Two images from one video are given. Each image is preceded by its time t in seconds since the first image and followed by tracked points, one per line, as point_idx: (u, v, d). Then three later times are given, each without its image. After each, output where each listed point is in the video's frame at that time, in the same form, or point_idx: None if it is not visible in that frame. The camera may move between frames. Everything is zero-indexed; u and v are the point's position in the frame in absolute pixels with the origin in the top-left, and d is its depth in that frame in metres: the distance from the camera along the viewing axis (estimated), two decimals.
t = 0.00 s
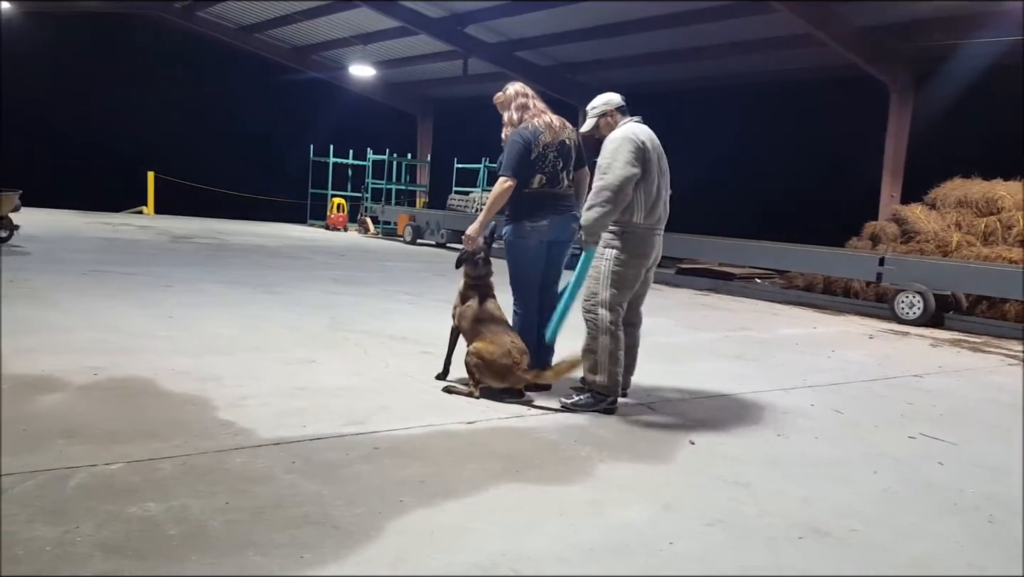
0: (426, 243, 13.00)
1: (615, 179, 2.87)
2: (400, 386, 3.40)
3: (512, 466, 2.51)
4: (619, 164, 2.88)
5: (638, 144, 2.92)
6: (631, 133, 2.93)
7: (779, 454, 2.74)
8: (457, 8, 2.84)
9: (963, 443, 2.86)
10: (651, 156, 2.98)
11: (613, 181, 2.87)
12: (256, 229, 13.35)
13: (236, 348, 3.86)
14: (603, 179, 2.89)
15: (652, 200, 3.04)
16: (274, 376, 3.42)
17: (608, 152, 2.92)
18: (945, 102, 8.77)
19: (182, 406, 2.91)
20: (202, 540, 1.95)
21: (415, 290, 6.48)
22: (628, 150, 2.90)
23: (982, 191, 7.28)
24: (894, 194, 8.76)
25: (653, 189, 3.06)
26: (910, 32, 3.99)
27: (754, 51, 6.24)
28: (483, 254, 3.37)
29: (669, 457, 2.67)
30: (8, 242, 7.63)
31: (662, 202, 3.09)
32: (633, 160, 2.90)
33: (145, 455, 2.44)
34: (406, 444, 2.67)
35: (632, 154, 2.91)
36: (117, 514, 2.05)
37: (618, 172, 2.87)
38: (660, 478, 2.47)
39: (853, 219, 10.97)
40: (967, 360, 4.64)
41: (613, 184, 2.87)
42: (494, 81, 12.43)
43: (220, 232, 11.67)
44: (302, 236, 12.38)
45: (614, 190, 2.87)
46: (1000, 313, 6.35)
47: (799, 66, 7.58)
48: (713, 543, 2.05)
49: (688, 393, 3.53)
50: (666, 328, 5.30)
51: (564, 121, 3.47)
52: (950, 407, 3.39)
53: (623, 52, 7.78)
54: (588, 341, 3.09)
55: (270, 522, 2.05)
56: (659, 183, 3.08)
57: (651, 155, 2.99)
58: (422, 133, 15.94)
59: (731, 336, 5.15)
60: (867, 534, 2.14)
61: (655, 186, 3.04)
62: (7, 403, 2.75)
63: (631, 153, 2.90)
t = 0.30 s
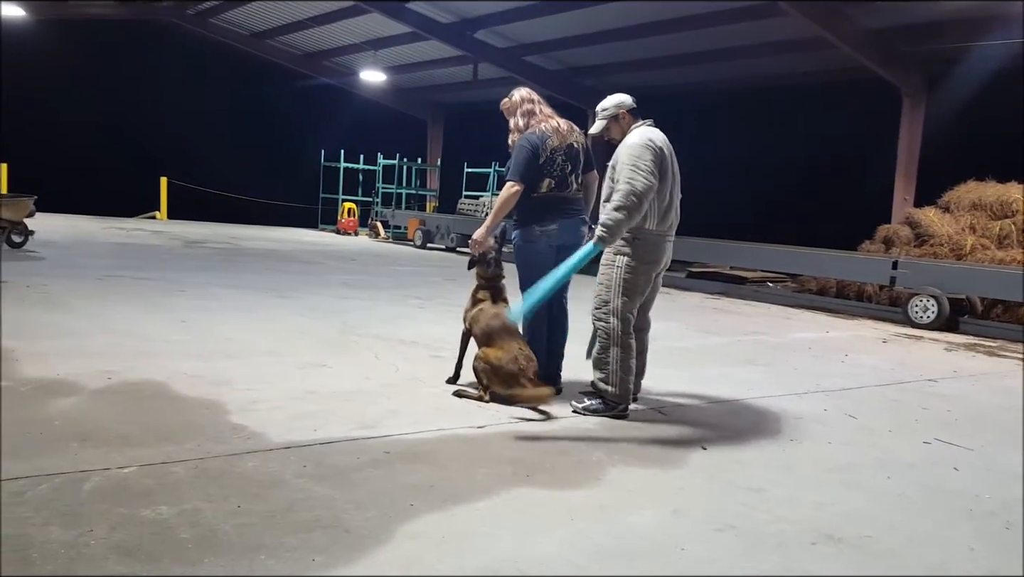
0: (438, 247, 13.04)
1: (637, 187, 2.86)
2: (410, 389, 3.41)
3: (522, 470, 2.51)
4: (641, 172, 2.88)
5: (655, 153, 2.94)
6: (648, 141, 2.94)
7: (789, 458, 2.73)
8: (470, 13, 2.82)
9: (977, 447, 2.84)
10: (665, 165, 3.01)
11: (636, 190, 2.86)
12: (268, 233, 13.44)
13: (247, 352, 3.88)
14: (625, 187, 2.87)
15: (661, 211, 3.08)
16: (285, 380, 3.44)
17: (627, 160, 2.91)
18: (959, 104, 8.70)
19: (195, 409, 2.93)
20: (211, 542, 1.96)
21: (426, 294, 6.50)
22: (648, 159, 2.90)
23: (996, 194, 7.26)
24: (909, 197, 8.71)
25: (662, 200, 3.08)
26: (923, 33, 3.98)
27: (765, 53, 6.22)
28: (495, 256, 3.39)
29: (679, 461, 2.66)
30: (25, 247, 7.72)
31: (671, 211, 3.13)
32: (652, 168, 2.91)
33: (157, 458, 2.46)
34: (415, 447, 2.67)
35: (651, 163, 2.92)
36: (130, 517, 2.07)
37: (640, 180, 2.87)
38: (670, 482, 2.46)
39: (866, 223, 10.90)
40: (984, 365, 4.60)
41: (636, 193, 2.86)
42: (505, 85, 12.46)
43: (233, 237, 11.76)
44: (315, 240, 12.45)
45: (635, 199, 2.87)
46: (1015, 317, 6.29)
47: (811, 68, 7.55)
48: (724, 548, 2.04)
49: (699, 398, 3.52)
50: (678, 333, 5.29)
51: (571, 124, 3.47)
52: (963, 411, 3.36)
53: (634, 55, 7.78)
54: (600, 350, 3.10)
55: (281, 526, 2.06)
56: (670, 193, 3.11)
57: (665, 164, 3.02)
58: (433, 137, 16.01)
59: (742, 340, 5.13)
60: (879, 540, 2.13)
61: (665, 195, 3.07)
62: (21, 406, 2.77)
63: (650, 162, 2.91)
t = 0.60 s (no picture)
0: (445, 248, 13.07)
1: (622, 199, 2.87)
2: (420, 391, 3.41)
3: (531, 472, 2.51)
4: (626, 184, 2.88)
5: (651, 161, 2.90)
6: (644, 149, 2.90)
7: (799, 460, 2.73)
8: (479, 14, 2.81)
9: (987, 450, 2.84)
10: (665, 172, 2.95)
11: (619, 201, 2.87)
12: (274, 233, 13.47)
13: (258, 353, 3.89)
14: (612, 198, 2.88)
15: (665, 215, 2.99)
16: (296, 381, 3.44)
17: (618, 171, 2.91)
18: (964, 105, 8.70)
19: (204, 410, 2.94)
20: (220, 543, 1.95)
21: (435, 295, 6.52)
22: (637, 169, 2.88)
23: (1006, 196, 7.30)
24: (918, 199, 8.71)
25: (668, 205, 3.01)
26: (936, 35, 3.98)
27: (772, 55, 6.23)
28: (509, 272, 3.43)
29: (688, 463, 2.66)
30: (34, 248, 7.74)
31: (679, 215, 3.04)
32: (644, 178, 2.88)
33: (167, 459, 2.46)
34: (425, 449, 2.67)
35: (644, 172, 2.89)
36: (140, 518, 2.07)
37: (625, 192, 2.87)
38: (679, 484, 2.46)
39: (873, 224, 10.91)
40: (996, 367, 4.62)
41: (619, 205, 2.87)
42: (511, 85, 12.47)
43: (241, 238, 11.79)
44: (322, 241, 12.47)
45: (621, 210, 2.87)
46: None
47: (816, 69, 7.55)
48: (734, 550, 2.04)
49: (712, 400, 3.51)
50: (687, 334, 5.30)
51: (579, 126, 3.48)
52: (975, 413, 3.36)
53: (641, 56, 7.79)
54: (606, 352, 3.14)
55: (291, 527, 2.06)
56: (677, 198, 3.03)
57: (666, 170, 2.96)
58: (441, 138, 16.03)
59: (752, 342, 5.13)
60: (890, 542, 2.12)
61: (670, 201, 2.99)
62: (31, 407, 2.78)
63: (642, 172, 2.88)
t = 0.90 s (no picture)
0: (447, 251, 13.09)
1: (631, 195, 2.84)
2: (422, 392, 3.41)
3: (533, 474, 2.51)
4: (635, 178, 2.86)
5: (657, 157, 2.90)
6: (649, 145, 2.91)
7: (799, 462, 2.73)
8: (484, 16, 2.81)
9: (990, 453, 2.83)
10: (669, 169, 2.96)
11: (631, 195, 2.84)
12: (275, 236, 13.48)
13: (260, 355, 3.88)
14: (622, 192, 2.86)
15: (669, 214, 2.99)
16: (298, 382, 3.44)
17: (625, 166, 2.90)
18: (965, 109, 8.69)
19: (206, 412, 2.93)
20: (221, 546, 1.94)
21: (437, 297, 6.52)
22: (644, 166, 2.87)
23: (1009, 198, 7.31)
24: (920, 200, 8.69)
25: (671, 203, 3.01)
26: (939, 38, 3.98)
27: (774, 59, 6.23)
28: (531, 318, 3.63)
29: (690, 466, 2.65)
30: (37, 250, 7.74)
31: (682, 214, 3.05)
32: (651, 173, 2.88)
33: (169, 461, 2.46)
34: (427, 451, 2.67)
35: (650, 167, 2.89)
36: (142, 520, 2.06)
37: (636, 185, 2.85)
38: (680, 486, 2.46)
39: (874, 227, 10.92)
40: (999, 369, 4.63)
41: (630, 199, 2.85)
42: (512, 88, 12.49)
43: (243, 240, 11.79)
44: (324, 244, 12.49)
45: (631, 204, 2.85)
46: None
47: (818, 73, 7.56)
48: (737, 552, 2.03)
49: (717, 401, 3.52)
50: (690, 336, 5.31)
51: (580, 128, 3.48)
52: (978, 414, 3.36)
53: (643, 59, 7.80)
54: (606, 355, 3.12)
55: (293, 530, 2.05)
56: (680, 197, 3.04)
57: (669, 167, 2.97)
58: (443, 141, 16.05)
59: (755, 344, 5.13)
60: (893, 545, 2.12)
61: (674, 198, 3.00)
62: (33, 409, 2.77)
63: (649, 167, 2.88)
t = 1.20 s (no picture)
0: (446, 251, 13.09)
1: (630, 194, 2.85)
2: (422, 393, 3.41)
3: (533, 475, 2.51)
4: (636, 178, 2.86)
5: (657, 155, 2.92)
6: (650, 143, 2.92)
7: (799, 463, 2.74)
8: (485, 17, 2.82)
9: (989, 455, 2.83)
10: (669, 168, 2.98)
11: (632, 189, 2.85)
12: (274, 237, 13.48)
13: (261, 356, 3.89)
14: (623, 187, 2.87)
15: (667, 215, 3.01)
16: (298, 383, 3.44)
17: (624, 167, 2.90)
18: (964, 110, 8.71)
19: (205, 413, 2.93)
20: (220, 547, 1.94)
21: (436, 297, 6.52)
22: (644, 166, 2.88)
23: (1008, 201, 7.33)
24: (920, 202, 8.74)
25: (669, 203, 3.02)
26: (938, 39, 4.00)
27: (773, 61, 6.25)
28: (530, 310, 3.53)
29: (690, 467, 2.66)
30: (36, 251, 7.72)
31: (681, 215, 3.07)
32: (652, 170, 2.90)
33: (168, 462, 2.45)
34: (426, 452, 2.67)
35: (651, 165, 2.91)
36: (141, 521, 2.06)
37: (637, 181, 2.86)
38: (680, 487, 2.47)
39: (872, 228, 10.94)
40: (997, 370, 4.65)
41: (631, 198, 2.86)
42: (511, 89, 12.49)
43: (242, 241, 11.78)
44: (323, 245, 12.48)
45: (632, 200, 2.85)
46: None
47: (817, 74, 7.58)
48: (737, 552, 2.03)
49: (718, 402, 3.53)
50: (690, 338, 5.32)
51: (580, 129, 3.47)
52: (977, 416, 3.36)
53: (642, 60, 7.80)
54: (605, 358, 3.12)
55: (293, 530, 2.05)
56: (679, 197, 3.06)
57: (669, 166, 2.99)
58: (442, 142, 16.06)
59: (755, 345, 5.14)
60: (892, 545, 2.12)
61: (672, 198, 3.02)
62: (33, 410, 2.77)
63: (650, 164, 2.89)
